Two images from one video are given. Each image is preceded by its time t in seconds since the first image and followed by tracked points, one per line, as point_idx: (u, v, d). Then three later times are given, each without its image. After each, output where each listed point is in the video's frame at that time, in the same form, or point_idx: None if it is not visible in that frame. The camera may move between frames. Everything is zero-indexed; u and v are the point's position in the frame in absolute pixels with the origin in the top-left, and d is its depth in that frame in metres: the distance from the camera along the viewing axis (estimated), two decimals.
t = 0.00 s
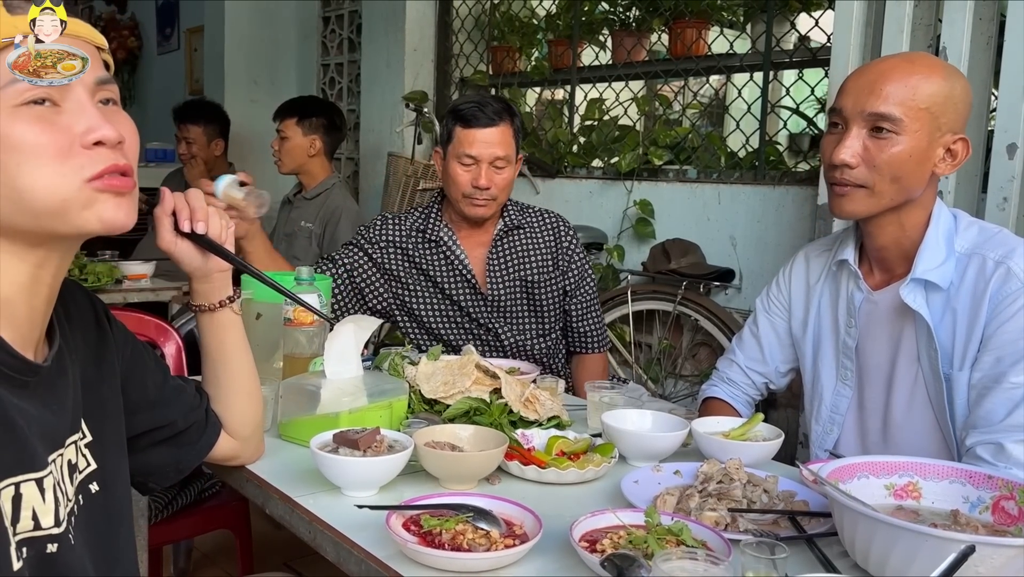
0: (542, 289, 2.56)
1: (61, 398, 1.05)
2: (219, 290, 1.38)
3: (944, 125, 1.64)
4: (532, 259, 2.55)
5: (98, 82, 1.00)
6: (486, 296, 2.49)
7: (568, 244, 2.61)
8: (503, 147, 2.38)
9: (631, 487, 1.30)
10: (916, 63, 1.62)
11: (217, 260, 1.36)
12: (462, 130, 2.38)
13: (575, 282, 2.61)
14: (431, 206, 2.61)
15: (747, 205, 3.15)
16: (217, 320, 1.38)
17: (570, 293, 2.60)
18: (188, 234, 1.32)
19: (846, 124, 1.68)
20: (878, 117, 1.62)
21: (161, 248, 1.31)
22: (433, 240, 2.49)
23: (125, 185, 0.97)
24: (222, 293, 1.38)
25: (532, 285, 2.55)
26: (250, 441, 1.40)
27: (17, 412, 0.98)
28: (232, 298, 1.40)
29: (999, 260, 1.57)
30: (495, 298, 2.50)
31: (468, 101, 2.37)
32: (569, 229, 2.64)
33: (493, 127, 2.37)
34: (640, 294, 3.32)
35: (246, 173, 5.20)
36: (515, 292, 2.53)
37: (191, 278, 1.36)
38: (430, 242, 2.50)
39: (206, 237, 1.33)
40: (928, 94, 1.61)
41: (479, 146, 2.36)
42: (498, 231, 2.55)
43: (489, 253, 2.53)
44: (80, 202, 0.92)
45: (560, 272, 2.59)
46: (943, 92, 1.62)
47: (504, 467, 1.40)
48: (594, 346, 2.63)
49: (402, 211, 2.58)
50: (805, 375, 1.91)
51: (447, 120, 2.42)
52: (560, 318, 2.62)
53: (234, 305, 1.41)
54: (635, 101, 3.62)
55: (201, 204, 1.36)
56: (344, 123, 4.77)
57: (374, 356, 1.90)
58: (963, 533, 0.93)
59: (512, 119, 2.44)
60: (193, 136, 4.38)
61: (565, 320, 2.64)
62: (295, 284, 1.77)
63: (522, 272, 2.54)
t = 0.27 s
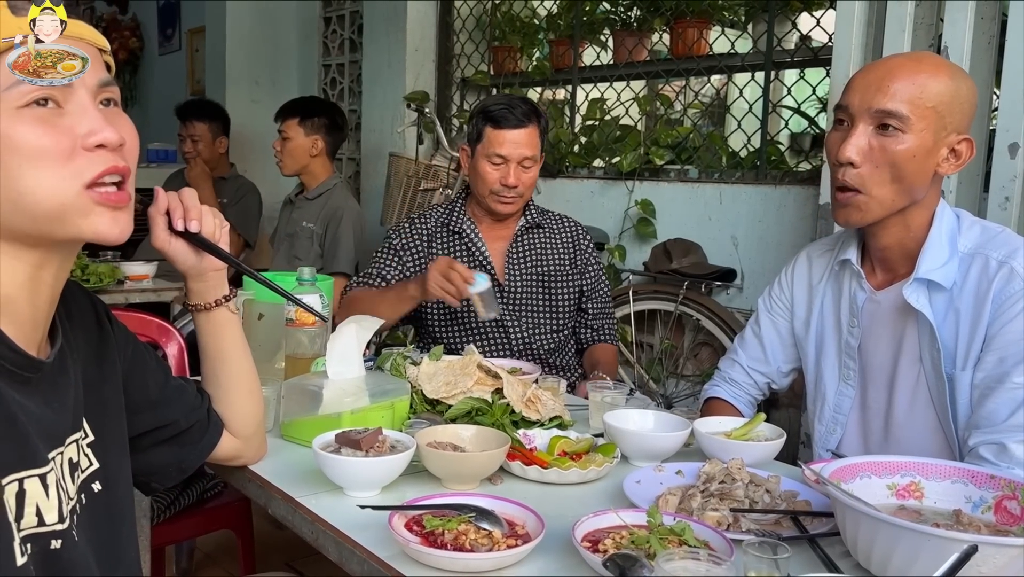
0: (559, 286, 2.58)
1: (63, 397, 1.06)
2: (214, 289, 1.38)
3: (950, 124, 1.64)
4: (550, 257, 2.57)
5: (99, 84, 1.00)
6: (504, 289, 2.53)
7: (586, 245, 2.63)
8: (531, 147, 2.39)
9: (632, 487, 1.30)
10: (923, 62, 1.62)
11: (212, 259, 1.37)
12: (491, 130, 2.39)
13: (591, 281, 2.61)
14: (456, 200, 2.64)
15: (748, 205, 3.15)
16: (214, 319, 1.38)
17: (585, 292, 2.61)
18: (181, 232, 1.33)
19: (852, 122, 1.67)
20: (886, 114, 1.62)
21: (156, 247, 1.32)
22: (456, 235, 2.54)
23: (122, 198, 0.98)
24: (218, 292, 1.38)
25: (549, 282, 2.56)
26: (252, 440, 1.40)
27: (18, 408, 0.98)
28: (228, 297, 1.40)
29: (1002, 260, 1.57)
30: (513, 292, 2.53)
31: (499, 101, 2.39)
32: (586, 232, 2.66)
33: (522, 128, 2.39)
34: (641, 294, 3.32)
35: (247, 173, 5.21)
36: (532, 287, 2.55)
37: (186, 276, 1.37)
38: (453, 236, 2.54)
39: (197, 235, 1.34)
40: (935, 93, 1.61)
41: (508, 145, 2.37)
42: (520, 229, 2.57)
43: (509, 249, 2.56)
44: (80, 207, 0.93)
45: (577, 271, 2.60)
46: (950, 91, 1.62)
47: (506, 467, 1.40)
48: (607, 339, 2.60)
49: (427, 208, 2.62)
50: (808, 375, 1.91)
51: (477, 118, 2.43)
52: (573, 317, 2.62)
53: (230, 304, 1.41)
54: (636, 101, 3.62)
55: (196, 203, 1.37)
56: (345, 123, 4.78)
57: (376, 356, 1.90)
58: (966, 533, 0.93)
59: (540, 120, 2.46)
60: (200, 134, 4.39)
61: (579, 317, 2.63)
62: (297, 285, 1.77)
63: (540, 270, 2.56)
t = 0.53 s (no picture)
0: (573, 288, 2.61)
1: (62, 397, 1.06)
2: (213, 289, 1.38)
3: (953, 124, 1.63)
4: (567, 257, 2.62)
5: (105, 92, 1.00)
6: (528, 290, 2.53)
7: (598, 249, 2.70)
8: (553, 147, 2.43)
9: (633, 488, 1.29)
10: (926, 62, 1.62)
11: (210, 260, 1.37)
12: (514, 131, 2.40)
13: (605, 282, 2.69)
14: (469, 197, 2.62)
15: (749, 205, 3.15)
16: (212, 319, 1.39)
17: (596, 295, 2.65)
18: (180, 233, 1.34)
19: (855, 121, 1.67)
20: (888, 115, 1.62)
21: (154, 248, 1.33)
22: (478, 233, 2.52)
23: (127, 200, 0.98)
24: (217, 292, 1.39)
25: (569, 283, 2.61)
26: (253, 440, 1.39)
27: (18, 408, 0.98)
28: (227, 297, 1.41)
29: (1004, 260, 1.57)
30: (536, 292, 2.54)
31: (519, 102, 2.42)
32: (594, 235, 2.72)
33: (545, 127, 2.41)
34: (642, 294, 3.32)
35: (248, 174, 5.21)
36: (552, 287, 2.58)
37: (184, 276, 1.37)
38: (476, 233, 2.52)
39: (196, 237, 1.34)
40: (938, 92, 1.61)
41: (535, 144, 2.39)
42: (536, 231, 2.60)
43: (529, 250, 2.58)
44: (84, 213, 0.93)
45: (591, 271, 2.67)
46: (954, 92, 1.62)
47: (506, 468, 1.40)
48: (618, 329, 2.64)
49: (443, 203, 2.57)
50: (808, 374, 1.91)
51: (499, 119, 2.42)
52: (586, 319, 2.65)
53: (229, 304, 1.41)
54: (636, 101, 3.61)
55: (193, 203, 1.37)
56: (346, 123, 4.78)
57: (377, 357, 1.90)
58: (966, 534, 0.93)
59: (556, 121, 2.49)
60: (209, 132, 4.43)
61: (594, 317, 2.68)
62: (298, 286, 1.77)
63: (556, 272, 2.59)
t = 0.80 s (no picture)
0: (577, 290, 2.62)
1: (61, 398, 1.06)
2: (213, 291, 1.39)
3: (953, 125, 1.63)
4: (569, 259, 2.62)
5: (118, 105, 1.01)
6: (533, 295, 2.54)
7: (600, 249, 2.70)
8: (549, 153, 2.42)
9: (634, 488, 1.30)
10: (926, 62, 1.62)
11: (208, 262, 1.37)
12: (509, 141, 2.39)
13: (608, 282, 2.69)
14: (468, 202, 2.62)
15: (751, 205, 3.15)
16: (213, 321, 1.39)
17: (600, 295, 2.66)
18: (179, 235, 1.33)
19: (855, 122, 1.67)
20: (888, 116, 1.62)
21: (153, 250, 1.33)
22: (479, 238, 2.52)
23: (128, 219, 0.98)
24: (218, 294, 1.39)
25: (573, 286, 2.61)
26: (254, 441, 1.39)
27: (18, 409, 0.98)
28: (227, 299, 1.41)
29: (1004, 260, 1.56)
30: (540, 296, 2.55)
31: (511, 111, 2.40)
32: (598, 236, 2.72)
33: (539, 134, 2.40)
34: (643, 294, 3.32)
35: (250, 175, 5.21)
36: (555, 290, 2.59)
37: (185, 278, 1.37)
38: (478, 239, 2.52)
39: (196, 240, 1.34)
40: (938, 93, 1.61)
41: (531, 153, 2.38)
42: (538, 235, 2.61)
43: (532, 256, 2.58)
44: (89, 228, 0.94)
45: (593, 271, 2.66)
46: (954, 92, 1.62)
47: (507, 469, 1.40)
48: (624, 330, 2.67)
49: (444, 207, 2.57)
50: (809, 374, 1.91)
51: (493, 129, 2.41)
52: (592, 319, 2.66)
53: (229, 306, 1.41)
54: (637, 101, 3.61)
55: (193, 205, 1.36)
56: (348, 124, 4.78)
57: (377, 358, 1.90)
58: (966, 534, 0.93)
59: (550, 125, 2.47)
60: (215, 133, 4.44)
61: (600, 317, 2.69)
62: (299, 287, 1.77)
63: (559, 274, 2.60)
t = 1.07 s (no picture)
0: (573, 287, 2.63)
1: (64, 400, 1.06)
2: (216, 294, 1.39)
3: (953, 125, 1.63)
4: (562, 257, 2.62)
5: (114, 102, 1.01)
6: (527, 295, 2.54)
7: (595, 241, 2.69)
8: (523, 161, 2.38)
9: (635, 489, 1.30)
10: (926, 63, 1.62)
11: (212, 264, 1.38)
12: (479, 156, 2.36)
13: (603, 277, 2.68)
14: (457, 205, 2.61)
15: (752, 206, 3.15)
16: (216, 324, 1.39)
17: (603, 281, 2.67)
18: (182, 238, 1.34)
19: (855, 123, 1.67)
20: (887, 117, 1.62)
21: (157, 252, 1.34)
22: (470, 238, 2.53)
23: (127, 213, 0.98)
24: (220, 297, 1.40)
25: (567, 284, 2.62)
26: (257, 442, 1.39)
27: (22, 411, 0.99)
28: (230, 301, 1.41)
29: (1006, 260, 1.56)
30: (535, 295, 2.55)
31: (480, 123, 2.37)
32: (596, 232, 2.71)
33: (511, 145, 2.36)
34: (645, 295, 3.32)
35: (252, 177, 5.22)
36: (550, 288, 2.59)
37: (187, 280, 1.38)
38: (468, 241, 2.52)
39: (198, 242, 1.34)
40: (937, 94, 1.61)
41: (502, 167, 2.35)
42: (527, 234, 2.60)
43: (523, 257, 2.57)
44: (85, 226, 0.94)
45: (587, 266, 2.66)
46: (954, 93, 1.62)
47: (509, 470, 1.40)
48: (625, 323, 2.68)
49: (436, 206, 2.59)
50: (810, 375, 1.91)
51: (463, 143, 2.40)
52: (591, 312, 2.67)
53: (232, 308, 1.42)
54: (638, 102, 3.61)
55: (196, 208, 1.37)
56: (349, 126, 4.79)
57: (379, 359, 1.91)
58: (967, 534, 0.93)
59: (524, 130, 2.44)
60: (218, 134, 4.45)
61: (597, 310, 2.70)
62: (301, 288, 1.78)
63: (553, 272, 2.60)
